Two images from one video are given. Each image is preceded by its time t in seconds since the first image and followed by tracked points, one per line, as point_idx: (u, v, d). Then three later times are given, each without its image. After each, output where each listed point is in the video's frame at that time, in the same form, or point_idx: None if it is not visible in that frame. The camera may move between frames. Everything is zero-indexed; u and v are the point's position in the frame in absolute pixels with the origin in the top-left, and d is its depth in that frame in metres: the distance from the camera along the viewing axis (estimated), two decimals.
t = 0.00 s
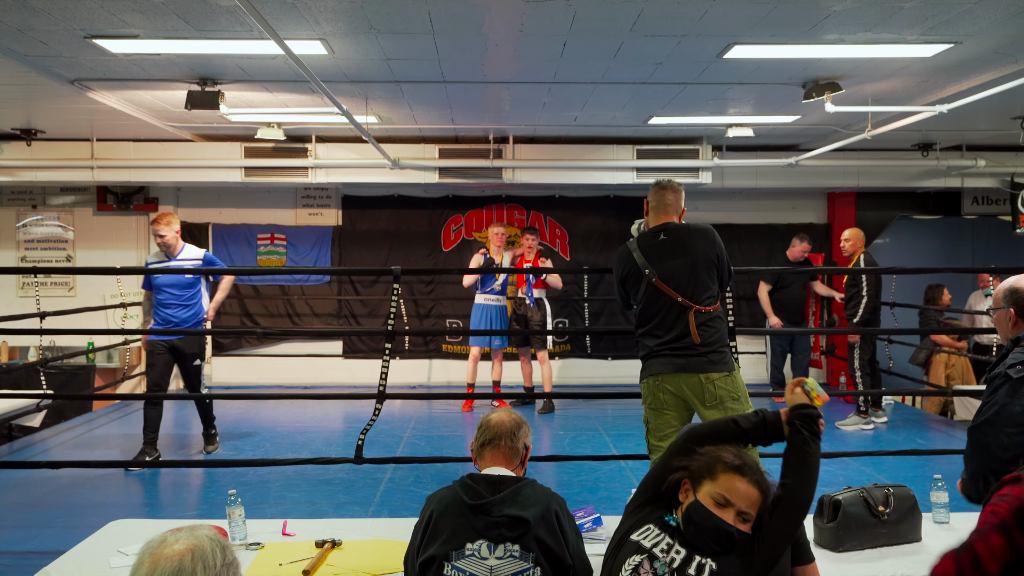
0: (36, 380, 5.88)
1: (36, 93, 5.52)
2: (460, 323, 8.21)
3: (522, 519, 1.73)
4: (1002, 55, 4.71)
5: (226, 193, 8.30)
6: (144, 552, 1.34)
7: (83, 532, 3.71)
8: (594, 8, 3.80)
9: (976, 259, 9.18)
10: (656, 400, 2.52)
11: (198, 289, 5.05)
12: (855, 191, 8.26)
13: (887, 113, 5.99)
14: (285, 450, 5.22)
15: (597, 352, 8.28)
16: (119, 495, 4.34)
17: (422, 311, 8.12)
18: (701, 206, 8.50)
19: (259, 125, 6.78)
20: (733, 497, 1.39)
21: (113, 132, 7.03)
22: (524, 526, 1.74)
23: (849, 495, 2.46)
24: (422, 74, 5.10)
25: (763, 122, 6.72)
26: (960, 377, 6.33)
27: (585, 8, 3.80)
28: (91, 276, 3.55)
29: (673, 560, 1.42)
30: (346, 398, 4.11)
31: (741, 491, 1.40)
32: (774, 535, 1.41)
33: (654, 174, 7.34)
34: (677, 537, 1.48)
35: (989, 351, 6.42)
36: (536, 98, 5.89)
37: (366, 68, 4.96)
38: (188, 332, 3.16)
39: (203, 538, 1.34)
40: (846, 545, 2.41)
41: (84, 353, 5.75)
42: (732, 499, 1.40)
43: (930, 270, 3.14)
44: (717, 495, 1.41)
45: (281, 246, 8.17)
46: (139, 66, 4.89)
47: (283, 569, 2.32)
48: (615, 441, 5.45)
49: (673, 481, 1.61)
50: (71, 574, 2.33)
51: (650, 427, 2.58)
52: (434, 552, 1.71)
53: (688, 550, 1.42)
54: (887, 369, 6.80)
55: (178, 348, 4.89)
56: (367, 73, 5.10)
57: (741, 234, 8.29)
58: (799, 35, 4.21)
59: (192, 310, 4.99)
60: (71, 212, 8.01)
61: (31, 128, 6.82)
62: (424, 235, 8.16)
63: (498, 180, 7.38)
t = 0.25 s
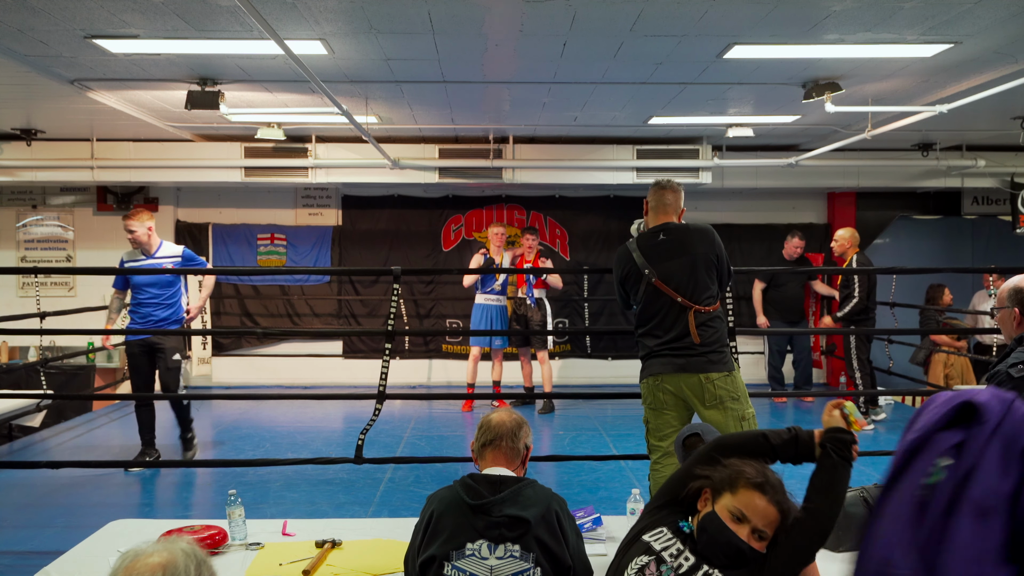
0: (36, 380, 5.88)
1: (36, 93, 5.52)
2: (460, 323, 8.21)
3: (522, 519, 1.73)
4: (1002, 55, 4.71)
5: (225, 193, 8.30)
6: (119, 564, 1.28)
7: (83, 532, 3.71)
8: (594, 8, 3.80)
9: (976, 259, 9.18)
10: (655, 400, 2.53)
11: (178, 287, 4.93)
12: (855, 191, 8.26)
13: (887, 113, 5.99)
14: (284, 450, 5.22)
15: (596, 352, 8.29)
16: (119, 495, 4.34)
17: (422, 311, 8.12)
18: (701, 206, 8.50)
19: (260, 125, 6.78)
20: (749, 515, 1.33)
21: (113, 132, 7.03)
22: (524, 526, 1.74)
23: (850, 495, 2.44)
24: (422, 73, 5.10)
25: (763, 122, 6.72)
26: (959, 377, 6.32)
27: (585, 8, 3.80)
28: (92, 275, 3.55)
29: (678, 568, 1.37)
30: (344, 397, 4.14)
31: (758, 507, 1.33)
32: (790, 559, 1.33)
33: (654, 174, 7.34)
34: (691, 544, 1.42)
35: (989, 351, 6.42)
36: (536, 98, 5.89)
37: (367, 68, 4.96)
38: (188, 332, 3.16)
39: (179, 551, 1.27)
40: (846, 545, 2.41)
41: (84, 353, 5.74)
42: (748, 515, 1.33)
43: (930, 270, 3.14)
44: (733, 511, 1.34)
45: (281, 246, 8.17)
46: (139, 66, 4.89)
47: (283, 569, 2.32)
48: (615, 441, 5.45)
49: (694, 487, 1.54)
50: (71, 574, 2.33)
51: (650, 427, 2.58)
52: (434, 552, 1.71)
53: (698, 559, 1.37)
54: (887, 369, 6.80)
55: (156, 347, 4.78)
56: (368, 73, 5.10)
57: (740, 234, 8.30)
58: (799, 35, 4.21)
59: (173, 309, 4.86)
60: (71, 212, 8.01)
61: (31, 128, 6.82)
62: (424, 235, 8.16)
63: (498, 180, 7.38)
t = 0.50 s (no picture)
0: (36, 380, 5.88)
1: (36, 93, 5.52)
2: (460, 323, 8.21)
3: (522, 520, 1.73)
4: (1002, 55, 4.71)
5: (225, 193, 8.30)
6: None
7: (83, 532, 3.71)
8: (594, 8, 3.80)
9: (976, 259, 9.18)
10: (655, 400, 2.52)
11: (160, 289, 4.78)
12: (855, 191, 8.26)
13: (887, 113, 5.99)
14: (284, 450, 5.21)
15: (596, 352, 8.29)
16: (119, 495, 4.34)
17: (422, 311, 8.13)
18: (701, 206, 8.50)
19: (259, 125, 6.78)
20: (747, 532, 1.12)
21: (113, 132, 7.03)
22: (524, 527, 1.74)
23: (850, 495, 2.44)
24: (422, 74, 5.10)
25: (763, 122, 6.72)
26: (959, 376, 6.32)
27: (585, 8, 3.80)
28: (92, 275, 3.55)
29: None
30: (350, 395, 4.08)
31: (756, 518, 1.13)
32: None
33: (654, 174, 7.34)
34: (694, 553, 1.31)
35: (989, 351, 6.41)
36: (536, 98, 5.89)
37: (367, 68, 4.96)
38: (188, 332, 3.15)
39: None
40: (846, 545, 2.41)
41: (84, 353, 5.74)
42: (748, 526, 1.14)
43: (929, 270, 3.14)
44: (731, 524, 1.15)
45: (281, 245, 8.18)
46: (138, 66, 4.89)
47: (283, 569, 2.32)
48: (615, 441, 5.44)
49: (709, 499, 1.39)
50: (71, 575, 2.33)
51: (650, 427, 2.57)
52: (435, 552, 1.71)
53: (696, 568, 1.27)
54: (887, 369, 6.80)
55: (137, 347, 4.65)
56: (368, 73, 5.10)
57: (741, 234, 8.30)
58: (799, 35, 4.21)
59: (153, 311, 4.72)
60: (71, 212, 8.00)
61: (31, 128, 6.81)
62: (424, 235, 8.16)
63: (498, 180, 7.38)
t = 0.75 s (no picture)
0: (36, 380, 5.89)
1: (36, 94, 5.52)
2: (460, 323, 8.21)
3: (522, 520, 1.73)
4: (1002, 55, 4.71)
5: (226, 193, 8.30)
6: None
7: (83, 532, 3.71)
8: (593, 8, 3.80)
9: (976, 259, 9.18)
10: (655, 400, 2.52)
11: (139, 290, 4.57)
12: (856, 191, 8.26)
13: (887, 113, 5.99)
14: (284, 450, 5.22)
15: (596, 352, 8.29)
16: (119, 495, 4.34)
17: (422, 311, 8.13)
18: (701, 206, 8.51)
19: (260, 125, 6.78)
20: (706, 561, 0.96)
21: (113, 132, 7.03)
22: (524, 527, 1.74)
23: (850, 496, 2.43)
24: (422, 73, 5.10)
25: (763, 122, 6.72)
26: (958, 376, 6.32)
27: (585, 8, 3.80)
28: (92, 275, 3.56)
29: None
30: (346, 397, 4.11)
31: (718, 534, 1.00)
32: None
33: (654, 174, 7.34)
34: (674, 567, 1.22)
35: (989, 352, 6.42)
36: (536, 98, 5.89)
37: (366, 68, 4.96)
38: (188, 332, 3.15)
39: None
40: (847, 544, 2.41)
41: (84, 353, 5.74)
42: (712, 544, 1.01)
43: (929, 270, 3.14)
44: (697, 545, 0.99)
45: (281, 246, 8.17)
46: (138, 66, 4.89)
47: (283, 569, 2.32)
48: (615, 441, 5.45)
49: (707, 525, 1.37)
50: (71, 575, 2.33)
51: (650, 427, 2.57)
52: (435, 553, 1.71)
53: None
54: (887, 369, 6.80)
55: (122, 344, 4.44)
56: (367, 73, 5.10)
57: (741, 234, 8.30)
58: (799, 35, 4.21)
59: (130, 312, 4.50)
60: (71, 212, 8.00)
61: (31, 128, 6.81)
62: (424, 235, 8.16)
63: (498, 180, 7.38)
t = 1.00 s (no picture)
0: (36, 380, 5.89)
1: (36, 93, 5.52)
2: (460, 323, 8.21)
3: (522, 520, 1.73)
4: (1002, 56, 4.71)
5: (226, 193, 8.30)
6: None
7: (82, 532, 3.71)
8: (594, 8, 3.80)
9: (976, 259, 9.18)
10: (655, 400, 2.52)
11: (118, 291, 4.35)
12: (855, 191, 8.26)
13: (887, 113, 5.99)
14: (284, 450, 5.22)
15: (596, 352, 8.29)
16: (119, 495, 4.34)
17: (422, 311, 8.13)
18: (701, 206, 8.51)
19: (259, 125, 6.78)
20: None
21: (113, 132, 7.03)
22: (524, 527, 1.74)
23: (850, 496, 2.44)
24: (422, 73, 5.10)
25: (763, 122, 6.72)
26: (958, 376, 6.33)
27: (585, 8, 3.80)
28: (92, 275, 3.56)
29: None
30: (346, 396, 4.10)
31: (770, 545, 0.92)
32: None
33: (654, 174, 7.34)
34: None
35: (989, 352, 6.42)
36: (536, 98, 5.89)
37: (366, 68, 4.96)
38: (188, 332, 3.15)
39: None
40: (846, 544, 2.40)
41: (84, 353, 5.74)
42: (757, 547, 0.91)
43: (929, 270, 3.14)
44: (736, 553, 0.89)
45: (281, 246, 8.18)
46: (138, 66, 4.89)
47: (283, 569, 2.32)
48: (615, 441, 5.45)
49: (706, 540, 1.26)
50: (71, 575, 2.32)
51: (649, 427, 2.57)
52: (434, 553, 1.71)
53: None
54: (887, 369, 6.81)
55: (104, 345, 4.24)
56: (367, 73, 5.10)
57: (741, 234, 8.30)
58: (799, 35, 4.21)
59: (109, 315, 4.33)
60: (71, 212, 7.99)
61: (31, 128, 6.81)
62: (424, 235, 8.16)
63: (498, 180, 7.38)
